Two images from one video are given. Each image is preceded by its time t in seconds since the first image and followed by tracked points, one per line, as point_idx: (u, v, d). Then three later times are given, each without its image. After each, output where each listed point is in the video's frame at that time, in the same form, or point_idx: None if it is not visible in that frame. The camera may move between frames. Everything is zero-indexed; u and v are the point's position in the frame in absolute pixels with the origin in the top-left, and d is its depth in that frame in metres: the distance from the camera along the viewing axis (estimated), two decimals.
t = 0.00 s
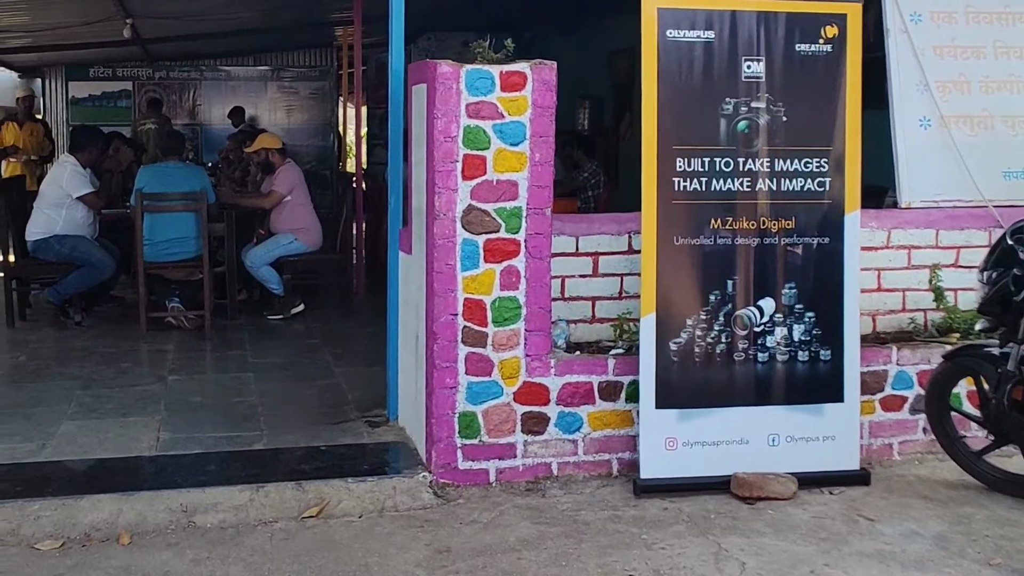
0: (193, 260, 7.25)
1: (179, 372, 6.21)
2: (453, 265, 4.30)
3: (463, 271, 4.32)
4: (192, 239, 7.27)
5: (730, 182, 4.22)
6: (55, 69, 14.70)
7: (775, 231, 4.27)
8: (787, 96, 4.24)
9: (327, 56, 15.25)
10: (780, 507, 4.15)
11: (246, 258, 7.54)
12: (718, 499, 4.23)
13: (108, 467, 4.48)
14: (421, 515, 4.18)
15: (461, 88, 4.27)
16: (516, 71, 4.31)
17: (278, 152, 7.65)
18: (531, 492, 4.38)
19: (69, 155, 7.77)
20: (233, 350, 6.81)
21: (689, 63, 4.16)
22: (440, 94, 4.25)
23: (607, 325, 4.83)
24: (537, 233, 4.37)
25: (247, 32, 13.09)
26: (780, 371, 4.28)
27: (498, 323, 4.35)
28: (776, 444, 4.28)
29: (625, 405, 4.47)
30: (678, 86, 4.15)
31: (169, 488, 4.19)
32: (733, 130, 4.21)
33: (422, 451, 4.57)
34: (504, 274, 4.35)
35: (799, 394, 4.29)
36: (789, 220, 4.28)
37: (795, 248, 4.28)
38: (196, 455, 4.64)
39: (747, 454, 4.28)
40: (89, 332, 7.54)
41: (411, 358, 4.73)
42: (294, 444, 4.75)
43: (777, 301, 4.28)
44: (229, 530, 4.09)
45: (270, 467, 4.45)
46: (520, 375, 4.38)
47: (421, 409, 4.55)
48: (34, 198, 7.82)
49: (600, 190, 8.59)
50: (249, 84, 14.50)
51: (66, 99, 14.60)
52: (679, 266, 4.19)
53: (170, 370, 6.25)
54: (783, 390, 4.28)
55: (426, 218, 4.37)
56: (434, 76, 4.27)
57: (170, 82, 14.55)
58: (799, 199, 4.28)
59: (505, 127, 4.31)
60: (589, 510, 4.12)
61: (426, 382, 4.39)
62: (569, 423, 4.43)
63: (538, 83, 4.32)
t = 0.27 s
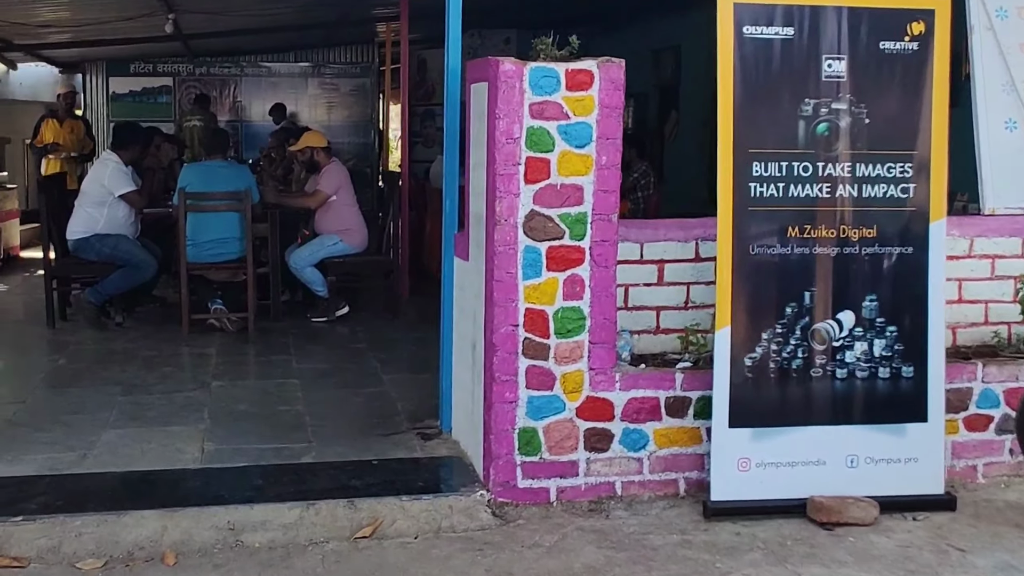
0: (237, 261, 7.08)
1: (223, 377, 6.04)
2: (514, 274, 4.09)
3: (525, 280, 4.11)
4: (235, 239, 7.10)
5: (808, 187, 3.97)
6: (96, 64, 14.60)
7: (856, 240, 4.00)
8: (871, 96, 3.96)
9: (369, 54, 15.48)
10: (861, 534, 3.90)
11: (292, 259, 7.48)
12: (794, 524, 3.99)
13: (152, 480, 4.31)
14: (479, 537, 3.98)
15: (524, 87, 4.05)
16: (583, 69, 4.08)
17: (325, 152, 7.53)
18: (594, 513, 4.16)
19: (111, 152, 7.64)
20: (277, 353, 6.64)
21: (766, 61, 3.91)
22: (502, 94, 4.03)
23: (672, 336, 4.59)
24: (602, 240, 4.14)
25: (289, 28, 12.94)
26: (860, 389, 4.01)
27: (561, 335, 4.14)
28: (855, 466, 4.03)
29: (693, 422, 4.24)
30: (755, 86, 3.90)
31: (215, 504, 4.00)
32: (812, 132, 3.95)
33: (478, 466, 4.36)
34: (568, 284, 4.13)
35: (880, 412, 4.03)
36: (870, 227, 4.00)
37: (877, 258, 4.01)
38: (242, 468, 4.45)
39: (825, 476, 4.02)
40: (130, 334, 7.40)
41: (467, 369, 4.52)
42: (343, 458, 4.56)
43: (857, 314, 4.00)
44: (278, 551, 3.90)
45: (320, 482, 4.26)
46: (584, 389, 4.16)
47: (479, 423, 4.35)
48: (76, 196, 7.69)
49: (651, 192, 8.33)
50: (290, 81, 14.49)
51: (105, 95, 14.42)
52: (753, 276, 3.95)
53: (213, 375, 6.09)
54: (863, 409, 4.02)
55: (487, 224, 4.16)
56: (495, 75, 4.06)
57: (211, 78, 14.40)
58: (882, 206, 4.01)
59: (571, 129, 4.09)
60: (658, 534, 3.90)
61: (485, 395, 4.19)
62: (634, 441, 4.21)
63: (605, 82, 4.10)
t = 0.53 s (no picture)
0: (290, 257, 6.92)
1: (275, 377, 5.87)
2: (587, 279, 3.87)
3: (597, 285, 3.89)
4: (288, 234, 6.94)
5: (903, 191, 3.69)
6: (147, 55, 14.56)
7: (955, 247, 3.72)
8: (973, 93, 3.68)
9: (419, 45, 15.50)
10: (956, 562, 3.65)
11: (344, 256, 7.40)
12: (883, 549, 3.76)
13: (204, 489, 4.13)
14: (547, 557, 3.76)
15: (600, 80, 3.82)
16: (662, 62, 3.85)
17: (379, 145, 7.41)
18: (667, 532, 3.93)
19: (163, 145, 7.51)
20: (329, 352, 6.48)
21: (861, 55, 3.64)
22: (576, 88, 3.81)
23: (750, 345, 4.35)
24: (680, 244, 3.91)
25: (341, 18, 12.78)
26: (956, 406, 3.75)
27: (635, 344, 3.91)
28: (949, 489, 3.77)
29: (773, 437, 4.00)
30: (848, 81, 3.64)
31: (270, 516, 3.82)
32: (909, 131, 3.67)
33: (543, 480, 4.14)
34: (643, 289, 3.90)
35: (978, 432, 3.76)
36: (971, 234, 3.72)
37: (977, 267, 3.73)
38: (297, 476, 4.27)
39: (917, 499, 3.77)
40: (180, 329, 7.27)
41: (532, 377, 4.31)
42: (402, 467, 4.36)
43: (954, 326, 3.74)
44: (336, 568, 3.71)
45: (379, 494, 4.06)
46: (658, 401, 3.94)
47: (545, 434, 4.13)
48: (127, 187, 7.56)
49: (712, 190, 8.09)
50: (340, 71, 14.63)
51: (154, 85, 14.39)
52: (843, 285, 3.70)
53: (265, 374, 5.92)
54: (958, 428, 3.76)
55: (557, 225, 3.94)
56: (569, 68, 3.83)
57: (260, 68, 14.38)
58: (984, 210, 3.72)
59: (648, 126, 3.85)
60: (737, 558, 3.67)
61: (553, 405, 3.97)
62: (711, 456, 3.98)
63: (686, 76, 3.86)
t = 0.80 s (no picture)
0: (338, 266, 6.66)
1: (322, 393, 5.61)
2: (661, 291, 3.57)
3: (672, 299, 3.58)
4: (336, 243, 6.68)
5: (1013, 196, 3.35)
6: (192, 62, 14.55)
7: None
8: None
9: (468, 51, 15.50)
10: None
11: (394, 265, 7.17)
12: None
13: (248, 515, 3.87)
14: None
15: (676, 76, 3.51)
16: (743, 57, 3.53)
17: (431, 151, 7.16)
18: (750, 567, 3.61)
19: (209, 150, 7.29)
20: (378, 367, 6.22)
21: (967, 46, 3.31)
22: (650, 84, 3.50)
23: (837, 363, 4.03)
24: (763, 254, 3.59)
25: (388, 23, 12.56)
26: None
27: (714, 363, 3.60)
28: None
29: (865, 464, 3.67)
30: (952, 75, 3.31)
31: (319, 547, 3.54)
32: (1019, 130, 3.34)
33: (612, 508, 3.84)
34: (723, 303, 3.59)
35: None
36: None
37: None
38: (347, 502, 3.99)
39: None
40: (225, 341, 7.05)
41: (600, 396, 4.01)
42: (459, 493, 4.08)
43: None
44: None
45: (435, 523, 3.78)
46: (739, 425, 3.62)
47: (614, 458, 3.83)
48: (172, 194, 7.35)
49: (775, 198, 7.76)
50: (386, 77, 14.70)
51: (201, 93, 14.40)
52: (946, 300, 3.37)
53: (312, 390, 5.66)
54: None
55: (628, 234, 3.64)
56: (642, 63, 3.53)
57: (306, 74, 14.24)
58: None
59: (729, 125, 3.54)
60: None
61: (624, 429, 3.67)
62: (796, 485, 3.66)
63: (769, 71, 3.54)
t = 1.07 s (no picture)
0: (382, 287, 6.37)
1: (367, 423, 5.33)
2: (738, 328, 3.24)
3: (751, 335, 3.25)
4: (381, 262, 6.39)
5: None
6: (233, 71, 14.94)
7: None
8: None
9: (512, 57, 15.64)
10: None
11: (441, 284, 6.92)
12: None
13: (287, 567, 3.57)
14: None
15: (755, 90, 3.17)
16: (831, 68, 3.18)
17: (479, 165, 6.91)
18: None
19: (248, 165, 7.03)
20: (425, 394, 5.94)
21: None
22: (726, 99, 3.16)
23: (929, 403, 3.68)
24: (852, 286, 3.24)
25: (432, 32, 12.30)
26: None
27: (796, 406, 3.27)
28: None
29: (968, 518, 3.34)
30: None
31: None
32: None
33: (682, 561, 3.53)
34: (807, 340, 3.25)
35: None
36: None
37: None
38: (393, 552, 3.68)
39: None
40: (265, 363, 6.80)
41: (666, 438, 3.69)
42: (514, 542, 3.76)
43: None
44: None
45: None
46: (825, 474, 3.29)
47: (684, 507, 3.51)
48: (210, 210, 7.11)
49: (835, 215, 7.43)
50: (430, 87, 14.89)
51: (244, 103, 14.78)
52: None
53: (356, 420, 5.38)
54: None
55: (702, 263, 3.31)
56: (716, 75, 3.19)
57: (350, 85, 14.85)
58: None
59: (814, 145, 3.20)
60: None
61: (696, 477, 3.35)
62: (890, 542, 3.34)
63: (860, 84, 3.18)
